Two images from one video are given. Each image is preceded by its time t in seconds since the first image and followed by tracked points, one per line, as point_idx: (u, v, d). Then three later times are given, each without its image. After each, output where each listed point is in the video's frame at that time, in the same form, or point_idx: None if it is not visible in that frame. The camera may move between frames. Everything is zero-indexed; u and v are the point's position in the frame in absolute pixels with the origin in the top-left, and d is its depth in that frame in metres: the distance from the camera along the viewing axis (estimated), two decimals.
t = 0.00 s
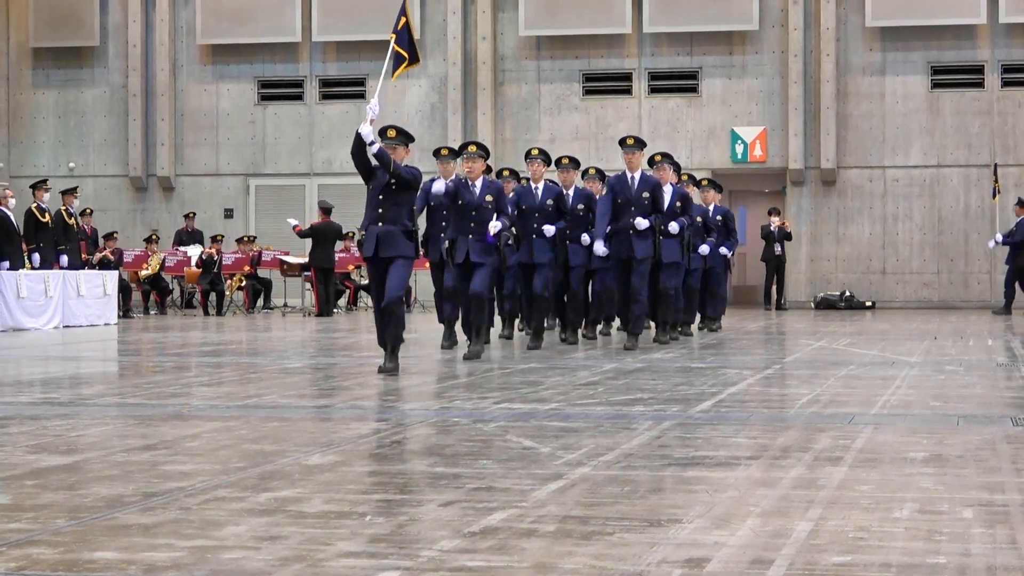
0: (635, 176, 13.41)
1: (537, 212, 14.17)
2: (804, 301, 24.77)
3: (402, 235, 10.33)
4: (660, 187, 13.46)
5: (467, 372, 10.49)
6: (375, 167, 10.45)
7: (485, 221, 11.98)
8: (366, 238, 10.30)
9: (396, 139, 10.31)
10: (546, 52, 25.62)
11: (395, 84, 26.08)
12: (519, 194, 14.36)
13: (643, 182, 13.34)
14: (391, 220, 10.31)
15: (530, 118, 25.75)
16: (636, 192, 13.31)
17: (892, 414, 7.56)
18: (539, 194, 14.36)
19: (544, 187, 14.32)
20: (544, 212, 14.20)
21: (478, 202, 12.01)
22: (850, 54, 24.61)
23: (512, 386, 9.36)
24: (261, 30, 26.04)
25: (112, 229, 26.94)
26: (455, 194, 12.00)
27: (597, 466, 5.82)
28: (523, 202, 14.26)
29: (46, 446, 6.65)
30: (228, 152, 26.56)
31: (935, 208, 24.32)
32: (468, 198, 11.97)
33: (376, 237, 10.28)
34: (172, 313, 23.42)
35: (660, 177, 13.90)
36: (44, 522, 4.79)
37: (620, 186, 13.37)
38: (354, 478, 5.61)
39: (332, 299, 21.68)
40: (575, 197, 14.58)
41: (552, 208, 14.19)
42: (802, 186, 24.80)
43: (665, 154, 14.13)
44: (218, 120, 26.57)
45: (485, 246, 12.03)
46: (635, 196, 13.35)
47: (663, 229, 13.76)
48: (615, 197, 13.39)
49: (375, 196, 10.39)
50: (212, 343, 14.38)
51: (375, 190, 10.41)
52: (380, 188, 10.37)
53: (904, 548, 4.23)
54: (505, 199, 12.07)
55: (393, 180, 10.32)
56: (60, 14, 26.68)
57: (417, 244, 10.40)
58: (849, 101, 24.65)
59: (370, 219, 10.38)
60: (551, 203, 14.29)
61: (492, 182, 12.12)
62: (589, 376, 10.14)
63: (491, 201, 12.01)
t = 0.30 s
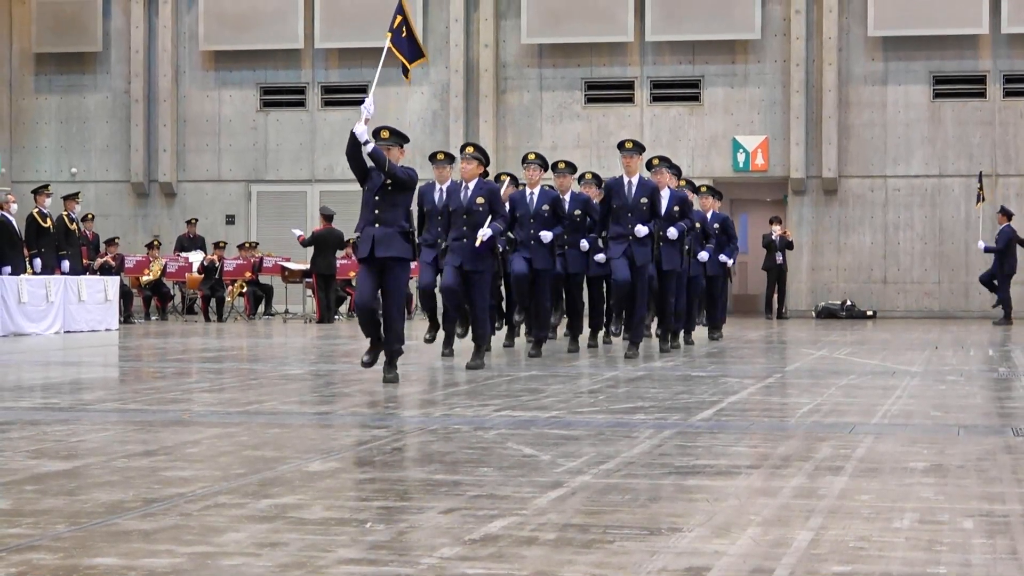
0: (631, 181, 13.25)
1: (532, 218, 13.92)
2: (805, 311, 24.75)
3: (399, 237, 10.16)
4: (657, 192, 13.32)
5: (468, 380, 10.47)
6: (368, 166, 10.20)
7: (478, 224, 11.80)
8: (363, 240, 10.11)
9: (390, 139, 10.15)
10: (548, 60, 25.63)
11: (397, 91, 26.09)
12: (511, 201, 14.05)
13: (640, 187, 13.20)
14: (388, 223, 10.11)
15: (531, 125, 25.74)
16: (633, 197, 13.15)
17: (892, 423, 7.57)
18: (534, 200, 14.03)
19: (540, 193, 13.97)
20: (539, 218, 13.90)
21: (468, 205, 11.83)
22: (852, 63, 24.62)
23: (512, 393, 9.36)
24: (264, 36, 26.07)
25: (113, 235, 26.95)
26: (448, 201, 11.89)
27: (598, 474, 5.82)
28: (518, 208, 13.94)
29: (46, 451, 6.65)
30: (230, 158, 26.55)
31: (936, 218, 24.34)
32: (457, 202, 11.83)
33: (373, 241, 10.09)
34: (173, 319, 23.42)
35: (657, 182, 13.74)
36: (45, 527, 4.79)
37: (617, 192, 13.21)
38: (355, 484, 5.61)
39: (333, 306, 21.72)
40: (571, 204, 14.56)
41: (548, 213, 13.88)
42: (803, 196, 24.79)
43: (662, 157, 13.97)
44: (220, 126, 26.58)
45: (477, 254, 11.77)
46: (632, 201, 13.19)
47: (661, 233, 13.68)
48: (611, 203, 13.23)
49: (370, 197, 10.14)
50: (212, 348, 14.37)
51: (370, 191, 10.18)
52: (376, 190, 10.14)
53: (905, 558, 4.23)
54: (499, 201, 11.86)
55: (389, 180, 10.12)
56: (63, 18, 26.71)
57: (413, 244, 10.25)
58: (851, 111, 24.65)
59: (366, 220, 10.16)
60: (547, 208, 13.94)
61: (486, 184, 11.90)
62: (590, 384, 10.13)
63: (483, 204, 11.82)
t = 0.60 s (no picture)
0: (637, 190, 13.22)
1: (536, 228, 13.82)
2: (813, 320, 24.74)
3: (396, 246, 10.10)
4: (661, 202, 13.29)
5: (477, 387, 10.46)
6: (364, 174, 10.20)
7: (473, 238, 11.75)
8: (360, 250, 10.04)
9: (389, 146, 10.12)
10: (557, 68, 25.64)
11: (405, 98, 26.10)
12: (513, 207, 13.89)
13: (645, 196, 13.17)
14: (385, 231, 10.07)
15: (540, 133, 25.75)
16: (637, 206, 13.13)
17: (901, 434, 7.56)
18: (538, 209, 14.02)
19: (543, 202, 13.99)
20: (541, 225, 13.82)
21: (466, 219, 11.80)
22: (861, 73, 24.61)
23: (521, 401, 9.35)
24: (274, 43, 26.10)
25: (122, 240, 26.99)
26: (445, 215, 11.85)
27: (606, 482, 5.82)
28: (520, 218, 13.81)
29: (55, 455, 6.65)
30: (239, 165, 26.57)
31: (945, 228, 24.32)
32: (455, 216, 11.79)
33: (370, 249, 10.02)
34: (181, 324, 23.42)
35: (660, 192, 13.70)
36: (53, 532, 4.79)
37: (621, 200, 13.17)
38: (364, 491, 5.61)
39: (340, 313, 21.87)
40: (573, 212, 14.44)
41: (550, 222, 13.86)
42: (812, 205, 24.80)
43: (664, 168, 13.93)
44: (229, 132, 26.60)
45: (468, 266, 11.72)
46: (635, 211, 13.16)
47: (664, 244, 13.63)
48: (614, 211, 13.18)
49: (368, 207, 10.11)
50: (221, 354, 14.36)
51: (368, 200, 10.15)
52: (374, 198, 10.12)
53: (914, 568, 4.23)
54: (496, 216, 11.81)
55: (388, 188, 10.09)
56: (73, 24, 26.77)
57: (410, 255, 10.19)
58: (860, 120, 24.64)
59: (363, 230, 10.11)
60: (551, 217, 13.95)
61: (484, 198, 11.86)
62: (598, 392, 10.11)
63: (480, 218, 11.76)
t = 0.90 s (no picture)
0: (644, 196, 13.10)
1: (540, 231, 13.79)
2: (824, 329, 24.74)
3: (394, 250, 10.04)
4: (668, 208, 13.17)
5: (488, 396, 10.45)
6: (363, 178, 10.15)
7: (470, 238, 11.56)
8: (358, 254, 9.96)
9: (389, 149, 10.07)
10: (568, 76, 25.63)
11: (415, 107, 26.08)
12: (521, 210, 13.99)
13: (652, 202, 13.05)
14: (383, 234, 10.00)
15: (551, 141, 25.73)
16: (645, 211, 13.01)
17: (913, 443, 7.54)
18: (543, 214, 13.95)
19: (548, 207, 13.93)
20: (547, 230, 13.83)
21: (464, 217, 11.60)
22: (872, 81, 24.59)
23: (531, 410, 9.33)
24: (284, 52, 26.10)
25: (134, 248, 27.04)
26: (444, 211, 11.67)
27: (617, 491, 5.81)
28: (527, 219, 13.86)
29: (66, 463, 6.66)
30: (250, 173, 26.58)
31: (956, 237, 24.29)
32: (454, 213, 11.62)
33: (367, 252, 9.95)
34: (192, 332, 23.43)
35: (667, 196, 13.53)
36: (64, 540, 4.79)
37: (628, 205, 13.06)
38: (375, 499, 5.60)
39: (351, 321, 21.77)
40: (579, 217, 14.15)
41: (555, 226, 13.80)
42: (823, 213, 24.77)
43: (671, 171, 13.81)
44: (239, 140, 26.61)
45: (461, 258, 11.46)
46: (642, 216, 13.04)
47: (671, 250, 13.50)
48: (622, 216, 13.06)
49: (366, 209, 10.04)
50: (231, 363, 14.37)
51: (367, 203, 10.09)
52: (372, 201, 10.05)
53: None
54: (495, 216, 11.60)
55: (388, 192, 10.03)
56: (84, 34, 26.81)
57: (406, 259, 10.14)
58: (871, 128, 24.61)
59: (360, 234, 10.03)
60: (556, 222, 13.89)
61: (484, 199, 11.68)
62: (609, 401, 10.10)
63: (479, 217, 11.55)
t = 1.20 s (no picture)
0: (652, 204, 13.08)
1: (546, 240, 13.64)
2: (836, 335, 24.73)
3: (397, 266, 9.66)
4: (677, 215, 13.13)
5: (500, 404, 10.44)
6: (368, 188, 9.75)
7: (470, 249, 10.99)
8: (359, 270, 9.64)
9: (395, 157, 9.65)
10: (578, 83, 25.62)
11: (426, 115, 26.08)
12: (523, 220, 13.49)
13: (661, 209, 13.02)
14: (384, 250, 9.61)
15: (561, 148, 25.73)
16: (654, 219, 12.98)
17: (925, 448, 7.53)
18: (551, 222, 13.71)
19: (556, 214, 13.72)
20: (553, 239, 13.37)
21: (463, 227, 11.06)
22: (883, 87, 24.57)
23: (543, 417, 9.32)
24: (294, 61, 26.13)
25: (145, 257, 27.09)
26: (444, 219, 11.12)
27: (630, 498, 5.80)
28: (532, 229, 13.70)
29: (79, 473, 6.66)
30: (260, 182, 26.60)
31: (967, 242, 24.26)
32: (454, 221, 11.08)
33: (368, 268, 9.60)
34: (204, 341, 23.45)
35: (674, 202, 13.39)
36: (77, 550, 4.79)
37: (636, 214, 13.04)
38: (387, 508, 5.60)
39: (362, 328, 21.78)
40: (589, 224, 14.03)
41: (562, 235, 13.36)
42: (834, 219, 24.76)
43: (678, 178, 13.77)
44: (250, 149, 26.64)
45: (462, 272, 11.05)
46: (651, 224, 13.01)
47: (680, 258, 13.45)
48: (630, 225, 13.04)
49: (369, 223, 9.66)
50: (243, 372, 14.37)
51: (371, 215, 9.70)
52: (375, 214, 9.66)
53: None
54: (496, 227, 11.06)
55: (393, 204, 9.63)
56: (95, 44, 26.85)
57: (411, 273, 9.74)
58: (881, 133, 24.58)
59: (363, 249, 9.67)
60: (562, 230, 13.44)
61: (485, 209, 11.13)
62: (621, 408, 10.09)
63: (478, 228, 10.99)
